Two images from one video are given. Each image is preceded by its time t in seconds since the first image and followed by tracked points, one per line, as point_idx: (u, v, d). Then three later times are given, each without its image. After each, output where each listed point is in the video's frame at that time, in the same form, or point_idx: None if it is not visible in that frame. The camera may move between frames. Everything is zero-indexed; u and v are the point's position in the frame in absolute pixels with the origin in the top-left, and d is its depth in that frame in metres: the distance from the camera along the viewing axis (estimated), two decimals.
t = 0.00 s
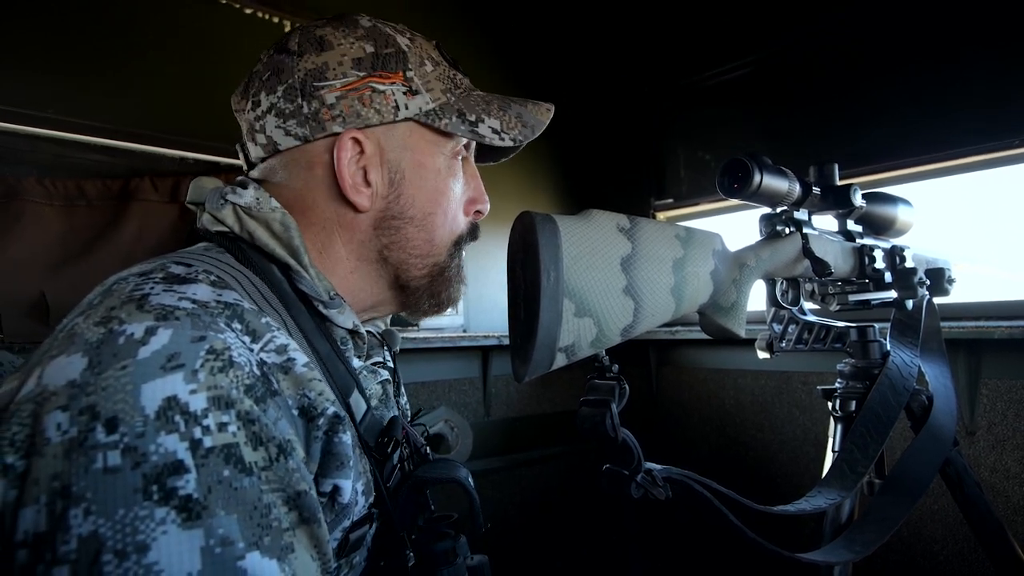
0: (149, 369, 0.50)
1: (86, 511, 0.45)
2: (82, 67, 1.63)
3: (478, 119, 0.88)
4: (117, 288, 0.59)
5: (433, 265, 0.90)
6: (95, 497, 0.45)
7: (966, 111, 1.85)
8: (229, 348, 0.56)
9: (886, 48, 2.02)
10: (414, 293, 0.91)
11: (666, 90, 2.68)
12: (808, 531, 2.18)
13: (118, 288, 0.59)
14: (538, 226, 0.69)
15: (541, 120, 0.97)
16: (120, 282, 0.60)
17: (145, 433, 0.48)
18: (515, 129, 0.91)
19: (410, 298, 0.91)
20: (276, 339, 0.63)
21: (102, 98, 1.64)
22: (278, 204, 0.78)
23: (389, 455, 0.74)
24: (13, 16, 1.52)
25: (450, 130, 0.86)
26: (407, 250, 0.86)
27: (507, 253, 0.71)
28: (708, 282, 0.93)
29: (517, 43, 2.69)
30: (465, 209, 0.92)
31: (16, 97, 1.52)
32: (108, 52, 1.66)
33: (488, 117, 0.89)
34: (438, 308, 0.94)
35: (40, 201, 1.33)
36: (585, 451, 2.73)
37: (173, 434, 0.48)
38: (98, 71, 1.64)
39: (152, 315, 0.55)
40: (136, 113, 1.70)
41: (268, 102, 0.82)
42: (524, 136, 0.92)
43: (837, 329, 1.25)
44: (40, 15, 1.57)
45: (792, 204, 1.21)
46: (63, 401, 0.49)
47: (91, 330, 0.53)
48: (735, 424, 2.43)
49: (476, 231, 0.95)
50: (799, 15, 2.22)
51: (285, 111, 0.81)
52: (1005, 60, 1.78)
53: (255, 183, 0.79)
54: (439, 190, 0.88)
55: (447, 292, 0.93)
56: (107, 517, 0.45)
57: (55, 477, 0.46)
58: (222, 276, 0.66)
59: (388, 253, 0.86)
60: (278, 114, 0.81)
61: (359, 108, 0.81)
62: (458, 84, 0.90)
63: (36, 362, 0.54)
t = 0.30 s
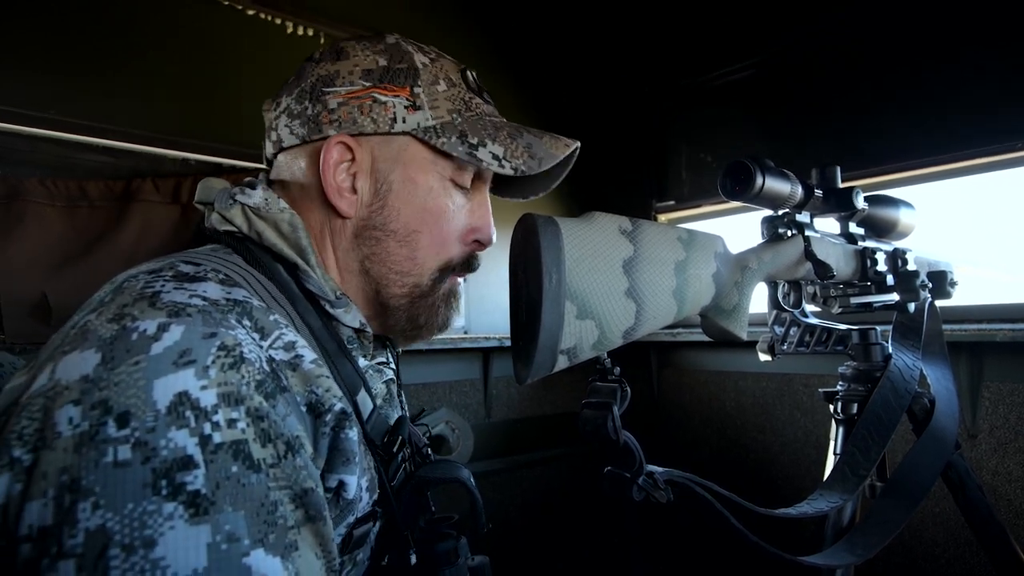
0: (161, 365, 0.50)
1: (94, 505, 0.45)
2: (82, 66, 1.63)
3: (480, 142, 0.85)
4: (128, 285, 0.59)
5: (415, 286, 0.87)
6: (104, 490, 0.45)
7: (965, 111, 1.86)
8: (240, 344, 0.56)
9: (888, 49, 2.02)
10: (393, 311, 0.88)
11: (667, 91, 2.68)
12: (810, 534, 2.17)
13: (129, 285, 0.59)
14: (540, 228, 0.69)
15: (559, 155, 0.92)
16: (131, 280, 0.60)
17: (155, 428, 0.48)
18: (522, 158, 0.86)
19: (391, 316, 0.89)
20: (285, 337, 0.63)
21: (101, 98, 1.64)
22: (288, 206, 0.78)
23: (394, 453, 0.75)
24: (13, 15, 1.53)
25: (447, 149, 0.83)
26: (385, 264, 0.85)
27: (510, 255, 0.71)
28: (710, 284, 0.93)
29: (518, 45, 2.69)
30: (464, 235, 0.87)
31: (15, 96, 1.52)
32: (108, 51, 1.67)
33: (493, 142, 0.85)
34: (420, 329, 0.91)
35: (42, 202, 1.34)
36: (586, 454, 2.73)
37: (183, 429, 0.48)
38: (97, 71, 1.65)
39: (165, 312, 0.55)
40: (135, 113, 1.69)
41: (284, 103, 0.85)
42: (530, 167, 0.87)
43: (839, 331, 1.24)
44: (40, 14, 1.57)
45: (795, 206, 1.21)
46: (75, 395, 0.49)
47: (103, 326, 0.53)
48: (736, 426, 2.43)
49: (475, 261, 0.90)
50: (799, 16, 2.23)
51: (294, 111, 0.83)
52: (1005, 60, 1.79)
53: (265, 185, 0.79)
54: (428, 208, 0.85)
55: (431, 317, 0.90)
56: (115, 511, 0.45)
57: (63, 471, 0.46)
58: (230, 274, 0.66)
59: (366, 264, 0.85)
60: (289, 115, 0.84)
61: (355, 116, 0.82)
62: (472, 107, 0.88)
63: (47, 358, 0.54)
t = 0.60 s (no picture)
0: (166, 369, 0.50)
1: (94, 508, 0.45)
2: (83, 67, 1.63)
3: (491, 161, 0.84)
4: (136, 287, 0.59)
5: (416, 296, 0.86)
6: (105, 494, 0.45)
7: (967, 112, 1.85)
8: (245, 349, 0.56)
9: (889, 49, 2.02)
10: (392, 320, 0.88)
11: (667, 90, 2.68)
12: (809, 533, 2.17)
13: (136, 287, 0.58)
14: (538, 228, 0.69)
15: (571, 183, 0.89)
16: (138, 282, 0.60)
17: (158, 433, 0.47)
18: (531, 179, 0.85)
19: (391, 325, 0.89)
20: (290, 341, 0.63)
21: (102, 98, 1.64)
22: (298, 210, 0.78)
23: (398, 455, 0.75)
24: (14, 16, 1.53)
25: (457, 164, 0.82)
26: (388, 272, 0.84)
27: (508, 255, 0.70)
28: (709, 286, 0.93)
29: (518, 45, 2.69)
30: (467, 252, 0.87)
31: (16, 96, 1.52)
32: (108, 52, 1.67)
33: (504, 162, 0.84)
34: (417, 340, 0.91)
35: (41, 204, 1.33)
36: (585, 453, 2.73)
37: (185, 435, 0.48)
38: (98, 72, 1.65)
39: (172, 315, 0.55)
40: (137, 113, 1.69)
41: (308, 107, 0.87)
42: (538, 188, 0.84)
43: (838, 331, 1.23)
44: (41, 15, 1.57)
45: (793, 205, 1.21)
46: (80, 397, 0.48)
47: (111, 329, 0.53)
48: (735, 426, 2.43)
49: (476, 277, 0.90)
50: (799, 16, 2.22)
51: (316, 115, 0.85)
52: (1004, 61, 1.78)
53: (277, 188, 0.79)
54: (434, 220, 0.84)
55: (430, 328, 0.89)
56: (115, 515, 0.44)
57: (66, 472, 0.46)
58: (238, 278, 0.66)
59: (369, 269, 0.84)
60: (311, 118, 0.85)
61: (372, 124, 0.82)
62: (489, 127, 0.88)
63: (53, 358, 0.54)
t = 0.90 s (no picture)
0: (171, 366, 0.51)
1: (104, 505, 0.46)
2: (83, 67, 1.63)
3: (482, 141, 0.84)
4: (138, 285, 0.60)
5: (416, 283, 0.87)
6: (113, 490, 0.46)
7: (964, 108, 1.86)
8: (249, 347, 0.57)
9: (886, 45, 2.02)
10: (394, 309, 0.89)
11: (665, 87, 2.68)
12: (808, 528, 2.19)
13: (138, 285, 0.59)
14: (536, 225, 0.69)
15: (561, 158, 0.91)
16: (140, 280, 0.61)
17: (165, 429, 0.48)
18: (523, 157, 0.86)
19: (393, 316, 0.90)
20: (293, 339, 0.64)
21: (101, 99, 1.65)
22: (298, 208, 0.79)
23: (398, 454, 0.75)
24: (15, 16, 1.54)
25: (449, 148, 0.83)
26: (386, 261, 0.85)
27: (506, 253, 0.71)
28: (707, 281, 0.94)
29: (516, 42, 2.70)
30: (465, 236, 0.88)
31: (16, 96, 1.53)
32: (108, 52, 1.67)
33: (494, 141, 0.85)
34: (419, 328, 0.92)
35: (38, 202, 1.35)
36: (585, 450, 2.74)
37: (192, 431, 0.49)
38: (98, 71, 1.65)
39: (175, 312, 0.55)
40: (136, 114, 1.70)
41: (294, 104, 0.87)
42: (531, 166, 0.86)
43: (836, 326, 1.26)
44: (41, 15, 1.57)
45: (791, 201, 1.22)
46: (84, 396, 0.49)
47: (114, 327, 0.54)
48: (735, 421, 2.44)
49: (476, 261, 0.91)
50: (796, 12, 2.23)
51: (303, 111, 0.85)
52: (1002, 56, 1.79)
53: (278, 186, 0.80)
54: (429, 206, 0.85)
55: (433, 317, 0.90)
56: (125, 511, 0.45)
57: (74, 470, 0.47)
58: (239, 276, 0.67)
59: (368, 260, 0.85)
60: (298, 115, 0.85)
61: (361, 115, 0.82)
62: (478, 109, 0.88)
63: (57, 358, 0.55)
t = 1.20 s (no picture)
0: (160, 356, 0.51)
1: (102, 495, 0.46)
2: (83, 66, 1.64)
3: (408, 79, 0.83)
4: (125, 281, 0.60)
5: (380, 241, 0.85)
6: (110, 480, 0.46)
7: (962, 106, 1.86)
8: (236, 338, 0.58)
9: (883, 43, 2.03)
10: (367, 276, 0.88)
11: (665, 86, 2.68)
12: (808, 527, 2.19)
13: (125, 281, 0.60)
14: (536, 225, 0.70)
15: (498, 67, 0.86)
16: (128, 276, 0.61)
17: (158, 418, 0.48)
18: (451, 81, 0.84)
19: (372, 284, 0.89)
20: (281, 330, 0.65)
21: (101, 98, 1.65)
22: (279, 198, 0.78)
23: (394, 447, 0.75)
24: (15, 16, 1.54)
25: (377, 97, 0.82)
26: (343, 226, 0.83)
27: (506, 251, 0.71)
28: (706, 279, 0.94)
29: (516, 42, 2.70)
30: (423, 184, 0.86)
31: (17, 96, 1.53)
32: (108, 52, 1.67)
33: (421, 76, 0.83)
34: (397, 290, 0.89)
35: (37, 202, 1.34)
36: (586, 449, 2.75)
37: (186, 419, 0.49)
38: (98, 71, 1.65)
39: (160, 305, 0.56)
40: (136, 113, 1.71)
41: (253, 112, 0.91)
42: (461, 87, 0.83)
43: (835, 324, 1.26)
44: (41, 15, 1.58)
45: (790, 199, 1.22)
46: (74, 389, 0.50)
47: (100, 321, 0.54)
48: (735, 420, 2.45)
49: (445, 211, 0.88)
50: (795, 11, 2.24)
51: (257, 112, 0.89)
52: (999, 54, 1.79)
53: (256, 178, 0.79)
54: (373, 160, 0.84)
55: (409, 274, 0.88)
56: (123, 499, 0.46)
57: (69, 463, 0.47)
58: (228, 270, 0.67)
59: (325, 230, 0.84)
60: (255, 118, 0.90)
61: (295, 93, 0.84)
62: (408, 52, 0.85)
63: (46, 355, 0.55)
